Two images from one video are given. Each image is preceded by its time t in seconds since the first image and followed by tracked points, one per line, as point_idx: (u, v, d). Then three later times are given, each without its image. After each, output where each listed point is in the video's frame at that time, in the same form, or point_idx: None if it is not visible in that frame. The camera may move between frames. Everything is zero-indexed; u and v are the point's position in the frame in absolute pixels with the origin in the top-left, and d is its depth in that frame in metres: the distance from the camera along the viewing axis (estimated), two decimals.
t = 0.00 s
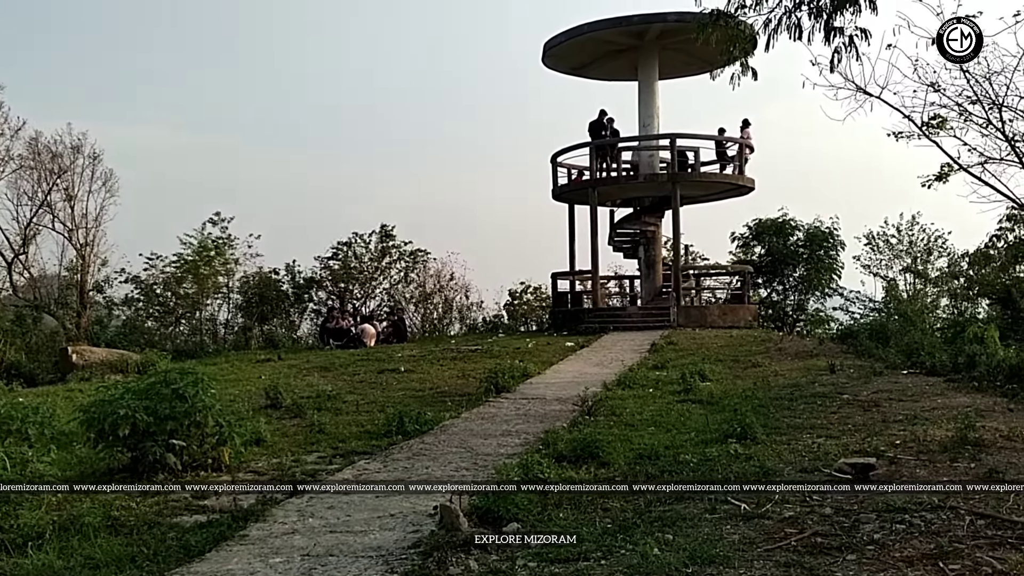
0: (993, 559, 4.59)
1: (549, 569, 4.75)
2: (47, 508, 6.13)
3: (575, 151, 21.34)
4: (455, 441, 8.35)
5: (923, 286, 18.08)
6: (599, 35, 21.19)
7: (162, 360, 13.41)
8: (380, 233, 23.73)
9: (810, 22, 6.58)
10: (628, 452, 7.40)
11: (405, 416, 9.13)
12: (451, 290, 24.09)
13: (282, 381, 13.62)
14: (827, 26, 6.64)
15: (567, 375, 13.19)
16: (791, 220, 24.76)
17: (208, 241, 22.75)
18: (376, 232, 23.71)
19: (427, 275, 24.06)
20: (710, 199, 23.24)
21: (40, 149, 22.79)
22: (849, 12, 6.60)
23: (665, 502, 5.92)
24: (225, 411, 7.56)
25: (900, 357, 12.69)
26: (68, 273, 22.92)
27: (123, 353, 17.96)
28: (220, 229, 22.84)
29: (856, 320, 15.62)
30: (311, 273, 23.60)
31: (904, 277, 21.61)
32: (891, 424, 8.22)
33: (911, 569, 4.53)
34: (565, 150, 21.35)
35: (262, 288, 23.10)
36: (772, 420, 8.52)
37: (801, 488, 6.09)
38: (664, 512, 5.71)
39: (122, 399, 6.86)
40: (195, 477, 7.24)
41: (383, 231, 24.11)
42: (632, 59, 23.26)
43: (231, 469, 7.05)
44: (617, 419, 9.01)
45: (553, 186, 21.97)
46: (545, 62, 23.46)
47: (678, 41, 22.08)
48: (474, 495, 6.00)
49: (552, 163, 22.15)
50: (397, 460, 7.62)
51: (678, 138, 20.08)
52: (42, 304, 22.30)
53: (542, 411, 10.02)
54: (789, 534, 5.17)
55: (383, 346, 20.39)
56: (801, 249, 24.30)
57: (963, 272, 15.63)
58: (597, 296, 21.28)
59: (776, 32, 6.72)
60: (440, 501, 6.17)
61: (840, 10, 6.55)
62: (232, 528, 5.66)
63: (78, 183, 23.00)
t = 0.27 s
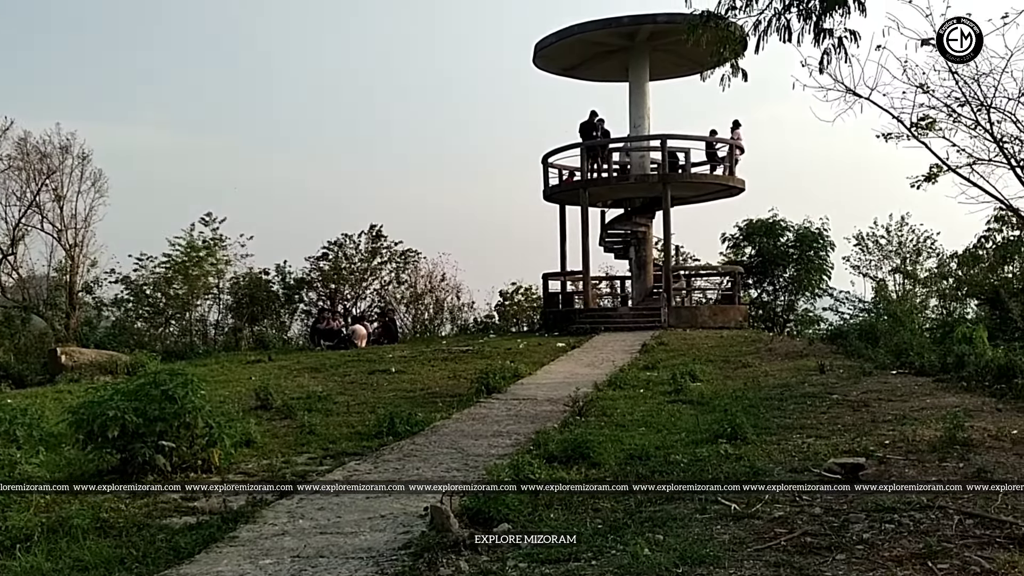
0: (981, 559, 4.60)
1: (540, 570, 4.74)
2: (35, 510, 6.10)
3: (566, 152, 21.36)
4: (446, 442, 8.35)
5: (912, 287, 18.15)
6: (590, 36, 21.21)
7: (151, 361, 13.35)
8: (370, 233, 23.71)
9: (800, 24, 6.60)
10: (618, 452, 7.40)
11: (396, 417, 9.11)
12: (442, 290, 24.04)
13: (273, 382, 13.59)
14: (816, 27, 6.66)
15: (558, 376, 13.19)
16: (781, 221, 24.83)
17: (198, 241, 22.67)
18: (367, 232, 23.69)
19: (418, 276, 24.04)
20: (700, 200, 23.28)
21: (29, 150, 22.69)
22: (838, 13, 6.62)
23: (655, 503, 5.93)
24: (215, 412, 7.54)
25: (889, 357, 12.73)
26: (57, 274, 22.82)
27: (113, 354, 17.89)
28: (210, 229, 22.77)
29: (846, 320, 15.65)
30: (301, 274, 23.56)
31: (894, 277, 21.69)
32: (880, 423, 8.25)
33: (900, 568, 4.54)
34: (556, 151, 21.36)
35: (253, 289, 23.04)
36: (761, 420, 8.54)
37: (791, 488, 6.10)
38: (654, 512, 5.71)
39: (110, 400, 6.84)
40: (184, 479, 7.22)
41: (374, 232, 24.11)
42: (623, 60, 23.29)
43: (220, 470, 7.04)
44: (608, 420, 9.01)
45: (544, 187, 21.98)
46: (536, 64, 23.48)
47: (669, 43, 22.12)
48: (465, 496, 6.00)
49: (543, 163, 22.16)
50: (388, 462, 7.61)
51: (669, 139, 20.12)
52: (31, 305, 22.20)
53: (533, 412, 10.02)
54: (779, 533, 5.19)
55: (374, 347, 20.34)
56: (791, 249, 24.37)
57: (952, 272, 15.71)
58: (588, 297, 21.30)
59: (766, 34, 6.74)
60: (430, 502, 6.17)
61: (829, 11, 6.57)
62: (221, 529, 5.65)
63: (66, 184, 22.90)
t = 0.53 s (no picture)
0: (971, 559, 4.62)
1: (531, 571, 4.74)
2: (25, 512, 6.07)
3: (557, 152, 21.36)
4: (438, 443, 8.34)
5: (902, 287, 18.21)
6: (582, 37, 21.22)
7: (142, 362, 13.30)
8: (362, 234, 23.68)
9: (790, 26, 6.62)
10: (610, 453, 7.41)
11: (387, 418, 9.10)
12: (434, 291, 24.04)
13: (264, 383, 13.56)
14: (806, 29, 6.68)
15: (550, 377, 13.20)
16: (772, 222, 24.89)
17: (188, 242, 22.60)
18: (358, 233, 23.66)
19: (410, 277, 24.01)
20: (691, 201, 23.32)
21: (18, 150, 22.59)
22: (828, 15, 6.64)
23: (646, 503, 5.94)
24: (205, 414, 7.52)
25: (879, 358, 12.77)
26: (47, 275, 22.72)
27: (103, 355, 17.82)
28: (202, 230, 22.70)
29: (836, 321, 15.69)
30: (292, 275, 23.52)
31: (884, 278, 21.77)
32: (870, 424, 8.29)
33: (890, 568, 4.56)
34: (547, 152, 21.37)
35: (244, 290, 22.99)
36: (752, 421, 8.56)
37: (782, 488, 6.12)
38: (646, 513, 5.72)
39: (101, 402, 6.82)
40: (175, 480, 7.20)
41: (365, 233, 24.09)
42: (614, 61, 23.31)
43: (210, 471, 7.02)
44: (599, 421, 9.02)
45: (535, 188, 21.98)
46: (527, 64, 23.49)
47: (660, 44, 22.16)
48: (456, 498, 5.99)
49: (534, 164, 22.17)
50: (379, 463, 7.60)
51: (660, 140, 20.15)
52: (21, 306, 22.09)
53: (525, 413, 10.02)
54: (770, 534, 5.20)
55: (366, 348, 20.32)
56: (782, 250, 24.44)
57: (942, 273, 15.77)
58: (580, 297, 21.32)
59: (757, 35, 6.76)
60: (422, 503, 6.16)
61: (819, 13, 6.60)
62: (212, 531, 5.63)
63: (56, 184, 22.82)
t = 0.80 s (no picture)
0: (958, 558, 4.64)
1: (521, 572, 4.73)
2: (11, 514, 6.03)
3: (548, 153, 21.37)
4: (427, 444, 8.33)
5: (890, 288, 18.28)
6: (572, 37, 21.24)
7: (129, 364, 13.24)
8: (352, 235, 23.65)
9: (780, 27, 6.64)
10: (599, 454, 7.41)
11: (377, 419, 9.09)
12: (423, 292, 24.00)
13: (252, 385, 13.51)
14: (796, 30, 6.70)
15: (540, 378, 13.19)
16: (761, 223, 24.95)
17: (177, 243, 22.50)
18: (348, 234, 23.62)
19: (400, 277, 23.98)
20: (681, 201, 23.36)
21: (5, 150, 22.47)
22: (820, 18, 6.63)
23: (636, 504, 5.94)
24: (193, 415, 7.49)
25: (867, 358, 12.80)
26: (33, 275, 22.59)
27: (90, 356, 17.72)
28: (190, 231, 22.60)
29: (825, 321, 15.73)
30: (282, 275, 23.46)
31: (872, 278, 21.85)
32: (859, 424, 8.31)
33: (878, 568, 4.57)
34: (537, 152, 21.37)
35: (233, 291, 22.92)
36: (742, 421, 8.58)
37: (771, 488, 6.12)
38: (635, 513, 5.72)
39: (88, 403, 6.78)
40: (162, 482, 7.17)
41: (355, 233, 24.06)
42: (604, 62, 23.34)
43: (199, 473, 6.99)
44: (589, 421, 9.02)
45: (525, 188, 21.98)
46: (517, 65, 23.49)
47: (650, 45, 22.19)
48: (446, 499, 5.98)
49: (524, 165, 22.17)
50: (369, 464, 7.58)
51: (650, 141, 20.17)
52: (7, 307, 21.96)
53: (515, 413, 10.01)
54: (759, 533, 5.21)
55: (355, 348, 20.26)
56: (771, 251, 24.50)
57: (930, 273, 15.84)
58: (570, 298, 21.33)
59: (746, 36, 6.78)
60: (411, 505, 6.15)
61: (808, 14, 6.62)
62: (200, 533, 5.61)
63: (43, 184, 22.70)
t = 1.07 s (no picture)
0: (943, 557, 4.65)
1: (507, 573, 4.72)
2: None
3: (535, 153, 21.36)
4: (414, 445, 8.30)
5: (876, 288, 18.36)
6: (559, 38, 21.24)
7: (113, 364, 13.15)
8: (339, 235, 23.59)
9: (766, 28, 6.66)
10: (586, 454, 7.41)
11: (363, 420, 9.05)
12: (411, 292, 23.95)
13: (238, 385, 13.44)
14: (782, 31, 6.72)
15: (527, 378, 13.18)
16: (748, 223, 25.02)
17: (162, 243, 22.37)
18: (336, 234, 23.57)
19: (387, 277, 23.93)
20: (668, 202, 23.39)
21: None
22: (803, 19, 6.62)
23: (622, 504, 5.93)
24: (177, 416, 7.44)
25: (853, 358, 12.84)
26: (17, 275, 22.43)
27: (73, 357, 17.59)
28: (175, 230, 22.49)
29: (811, 321, 15.77)
30: (268, 276, 23.38)
31: (858, 279, 21.94)
32: (845, 424, 8.33)
33: (864, 567, 4.57)
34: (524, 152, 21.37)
35: (218, 291, 22.82)
36: (728, 421, 8.59)
37: (757, 488, 6.12)
38: (622, 513, 5.71)
39: (71, 404, 6.73)
40: (146, 483, 7.12)
41: (343, 234, 24.01)
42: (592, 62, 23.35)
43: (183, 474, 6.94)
44: (576, 422, 9.02)
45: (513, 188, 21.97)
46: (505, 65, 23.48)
47: (637, 45, 22.22)
48: (431, 500, 5.95)
49: (511, 165, 22.16)
50: (355, 465, 7.55)
51: (637, 141, 20.19)
52: None
53: (501, 414, 10.00)
54: (745, 533, 5.21)
55: (342, 349, 20.20)
56: (758, 252, 24.57)
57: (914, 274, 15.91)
58: (557, 298, 21.33)
59: (733, 37, 6.80)
60: (397, 506, 6.12)
61: (794, 15, 6.64)
62: (184, 534, 5.57)
63: (27, 184, 22.54)
